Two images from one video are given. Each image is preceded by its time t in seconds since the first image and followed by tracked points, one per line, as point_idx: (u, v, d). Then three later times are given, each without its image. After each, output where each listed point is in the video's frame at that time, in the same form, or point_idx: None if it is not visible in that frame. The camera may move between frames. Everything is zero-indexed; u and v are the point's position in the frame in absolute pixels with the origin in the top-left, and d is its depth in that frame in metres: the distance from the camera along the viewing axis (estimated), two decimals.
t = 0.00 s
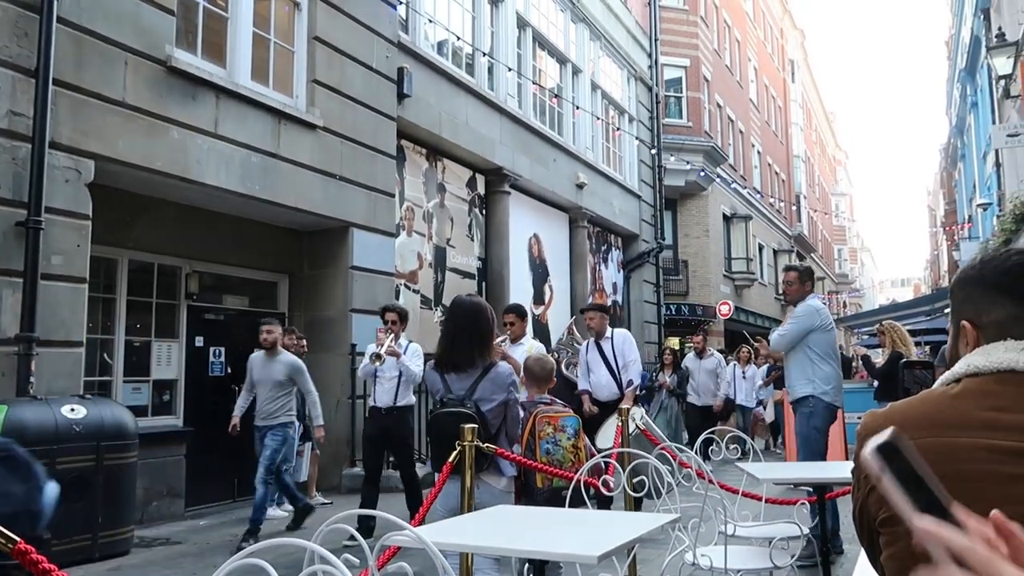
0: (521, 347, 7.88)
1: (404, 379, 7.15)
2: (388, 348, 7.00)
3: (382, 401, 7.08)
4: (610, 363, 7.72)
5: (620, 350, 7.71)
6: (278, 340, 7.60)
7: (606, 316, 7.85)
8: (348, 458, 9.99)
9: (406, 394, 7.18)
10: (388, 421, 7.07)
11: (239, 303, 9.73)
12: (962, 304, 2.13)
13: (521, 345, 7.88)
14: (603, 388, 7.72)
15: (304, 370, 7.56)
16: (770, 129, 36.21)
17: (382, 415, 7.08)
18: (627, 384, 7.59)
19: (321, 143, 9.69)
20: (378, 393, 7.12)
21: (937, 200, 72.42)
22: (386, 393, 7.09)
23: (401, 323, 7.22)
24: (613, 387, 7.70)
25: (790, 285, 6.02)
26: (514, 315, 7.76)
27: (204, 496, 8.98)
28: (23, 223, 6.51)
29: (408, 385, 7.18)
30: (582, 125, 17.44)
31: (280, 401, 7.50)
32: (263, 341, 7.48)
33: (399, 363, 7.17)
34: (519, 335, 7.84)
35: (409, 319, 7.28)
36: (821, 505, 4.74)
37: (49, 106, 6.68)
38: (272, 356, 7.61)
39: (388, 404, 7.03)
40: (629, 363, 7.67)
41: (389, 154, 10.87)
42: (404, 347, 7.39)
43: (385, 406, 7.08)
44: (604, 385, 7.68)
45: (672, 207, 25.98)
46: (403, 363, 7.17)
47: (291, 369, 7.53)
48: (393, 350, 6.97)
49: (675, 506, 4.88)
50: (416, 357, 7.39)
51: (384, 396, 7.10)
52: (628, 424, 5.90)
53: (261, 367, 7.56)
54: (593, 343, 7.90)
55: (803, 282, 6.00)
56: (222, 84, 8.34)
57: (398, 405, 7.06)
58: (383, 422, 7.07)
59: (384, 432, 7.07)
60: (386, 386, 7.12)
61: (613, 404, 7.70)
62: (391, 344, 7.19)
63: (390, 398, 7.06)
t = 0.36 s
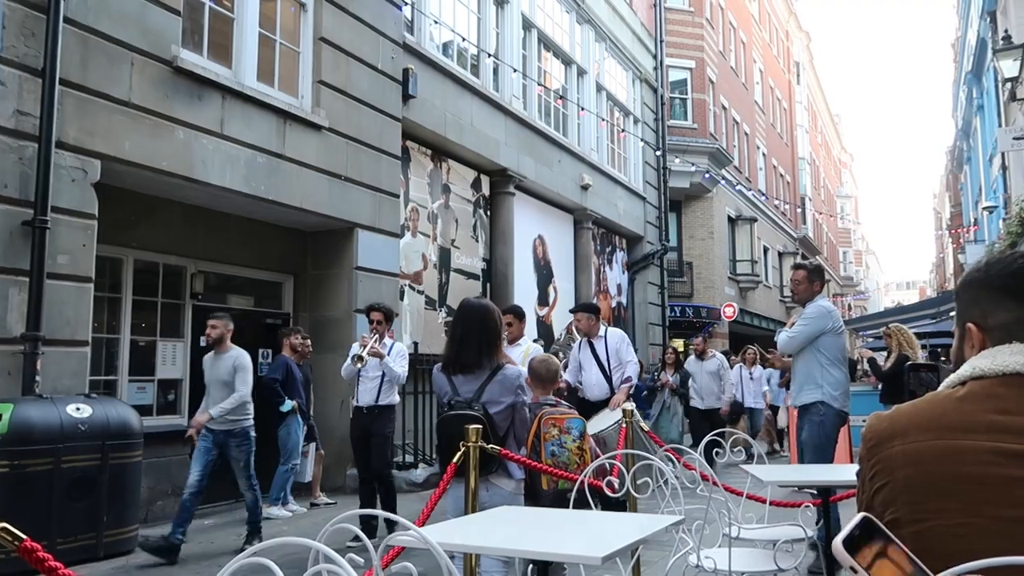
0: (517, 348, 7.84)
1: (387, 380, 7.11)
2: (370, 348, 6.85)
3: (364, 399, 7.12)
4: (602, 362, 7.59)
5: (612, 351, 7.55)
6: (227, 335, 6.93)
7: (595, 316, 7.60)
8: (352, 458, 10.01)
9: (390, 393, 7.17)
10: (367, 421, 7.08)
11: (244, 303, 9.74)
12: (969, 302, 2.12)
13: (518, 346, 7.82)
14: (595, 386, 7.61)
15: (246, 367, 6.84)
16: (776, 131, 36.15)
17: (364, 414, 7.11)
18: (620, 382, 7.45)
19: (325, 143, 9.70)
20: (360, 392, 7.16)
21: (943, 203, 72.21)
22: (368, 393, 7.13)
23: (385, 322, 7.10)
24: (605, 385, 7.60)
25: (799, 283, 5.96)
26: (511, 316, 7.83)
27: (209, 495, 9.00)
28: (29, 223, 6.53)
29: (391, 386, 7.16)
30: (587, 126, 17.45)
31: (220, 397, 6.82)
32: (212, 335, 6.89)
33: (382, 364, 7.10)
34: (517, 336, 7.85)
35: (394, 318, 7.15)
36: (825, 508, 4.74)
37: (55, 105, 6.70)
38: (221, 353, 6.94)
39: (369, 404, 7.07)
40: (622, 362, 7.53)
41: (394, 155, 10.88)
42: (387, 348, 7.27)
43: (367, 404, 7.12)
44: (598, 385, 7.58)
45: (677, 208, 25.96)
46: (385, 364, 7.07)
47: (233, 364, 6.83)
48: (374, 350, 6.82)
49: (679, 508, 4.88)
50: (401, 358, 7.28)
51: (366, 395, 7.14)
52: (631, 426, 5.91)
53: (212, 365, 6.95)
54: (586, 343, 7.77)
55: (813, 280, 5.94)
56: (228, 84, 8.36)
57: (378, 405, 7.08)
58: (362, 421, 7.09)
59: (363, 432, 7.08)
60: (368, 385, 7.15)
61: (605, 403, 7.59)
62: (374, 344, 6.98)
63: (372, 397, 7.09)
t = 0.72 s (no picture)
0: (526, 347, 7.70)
1: (391, 379, 7.02)
2: (372, 348, 6.83)
3: (369, 399, 7.03)
4: (612, 365, 7.37)
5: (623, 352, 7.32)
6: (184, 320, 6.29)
7: (611, 315, 7.34)
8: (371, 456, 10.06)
9: (395, 393, 7.06)
10: (371, 421, 7.03)
11: (265, 302, 9.81)
12: (1000, 305, 2.10)
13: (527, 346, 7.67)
14: (602, 389, 7.43)
15: (212, 356, 6.20)
16: (797, 130, 35.91)
17: (367, 414, 7.04)
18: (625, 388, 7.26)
19: (346, 143, 9.75)
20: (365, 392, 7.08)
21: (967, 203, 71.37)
22: (373, 392, 7.03)
23: (391, 322, 7.05)
24: (611, 388, 7.41)
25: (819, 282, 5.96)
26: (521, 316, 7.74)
27: (230, 492, 9.07)
28: (56, 222, 6.62)
29: (397, 385, 7.05)
30: (607, 126, 17.42)
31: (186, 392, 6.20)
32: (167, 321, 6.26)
33: (386, 364, 7.03)
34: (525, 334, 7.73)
35: (400, 317, 7.09)
36: (849, 511, 4.70)
37: (81, 105, 6.79)
38: (179, 340, 6.30)
39: (373, 404, 6.97)
40: (630, 367, 7.30)
41: (414, 154, 10.92)
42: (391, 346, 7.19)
43: (372, 404, 7.02)
44: (603, 385, 7.42)
45: (697, 208, 25.86)
46: (389, 364, 6.99)
47: (196, 354, 6.19)
48: (375, 351, 6.79)
49: (700, 509, 4.86)
50: (406, 358, 7.18)
51: (371, 395, 7.05)
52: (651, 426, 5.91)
53: (169, 354, 6.30)
54: (599, 344, 7.56)
55: (831, 277, 5.94)
56: (250, 85, 8.43)
57: (382, 405, 6.98)
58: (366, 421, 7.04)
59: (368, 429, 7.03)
60: (373, 385, 7.06)
61: (611, 406, 7.41)
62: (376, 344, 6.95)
63: (376, 397, 6.99)
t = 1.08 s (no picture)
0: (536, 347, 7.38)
1: (394, 379, 6.80)
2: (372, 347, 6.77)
3: (371, 400, 6.89)
4: (624, 363, 7.30)
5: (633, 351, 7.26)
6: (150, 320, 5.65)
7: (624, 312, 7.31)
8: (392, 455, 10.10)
9: (398, 394, 6.85)
10: (373, 423, 6.81)
11: (288, 301, 9.88)
12: None
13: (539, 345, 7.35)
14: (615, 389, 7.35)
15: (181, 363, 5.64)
16: (821, 129, 35.60)
17: (371, 415, 6.85)
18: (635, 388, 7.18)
19: (368, 143, 9.80)
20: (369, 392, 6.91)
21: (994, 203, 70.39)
22: (375, 393, 6.88)
23: (397, 320, 6.92)
24: (623, 388, 7.33)
25: (830, 288, 5.89)
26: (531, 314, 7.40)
27: (253, 489, 9.16)
28: (84, 222, 6.71)
29: (400, 386, 6.81)
30: (628, 125, 17.37)
31: (147, 404, 5.59)
32: (133, 321, 5.60)
33: (388, 363, 6.84)
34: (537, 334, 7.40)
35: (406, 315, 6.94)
36: (875, 513, 4.66)
37: (108, 107, 6.88)
38: (143, 343, 5.65)
39: (374, 405, 6.80)
40: (641, 366, 7.23)
41: (435, 154, 10.95)
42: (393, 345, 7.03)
43: (374, 405, 6.86)
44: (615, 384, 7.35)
45: (719, 208, 25.71)
46: (390, 363, 6.79)
47: (163, 362, 5.58)
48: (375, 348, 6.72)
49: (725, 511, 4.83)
50: (410, 358, 6.92)
51: (374, 395, 6.88)
52: (673, 426, 5.90)
53: (128, 358, 5.64)
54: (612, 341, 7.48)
55: (841, 281, 5.80)
56: (273, 86, 8.50)
57: (384, 407, 6.79)
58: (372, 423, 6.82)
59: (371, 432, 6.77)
60: (375, 385, 6.89)
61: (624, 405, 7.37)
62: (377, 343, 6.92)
63: (378, 398, 6.82)
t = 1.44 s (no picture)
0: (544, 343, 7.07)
1: (403, 371, 6.75)
2: (381, 338, 6.64)
3: (379, 393, 6.74)
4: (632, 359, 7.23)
5: (637, 346, 7.22)
6: (91, 310, 5.09)
7: (630, 306, 7.16)
8: (414, 450, 10.14)
9: (406, 387, 6.77)
10: (381, 417, 6.62)
11: (311, 296, 9.94)
12: None
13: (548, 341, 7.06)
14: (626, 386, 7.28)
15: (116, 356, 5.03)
16: (846, 122, 35.22)
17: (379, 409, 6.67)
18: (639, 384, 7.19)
19: (390, 139, 9.84)
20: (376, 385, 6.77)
21: None
22: (383, 386, 6.75)
23: (404, 312, 6.84)
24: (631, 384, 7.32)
25: (828, 290, 5.83)
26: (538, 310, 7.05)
27: (278, 483, 9.25)
28: (111, 218, 6.79)
29: (408, 379, 6.76)
30: (650, 119, 17.29)
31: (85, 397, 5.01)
32: (70, 311, 5.05)
33: (396, 356, 6.76)
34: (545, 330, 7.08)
35: (413, 308, 6.90)
36: (902, 510, 4.61)
37: (134, 105, 6.96)
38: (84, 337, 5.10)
39: (385, 398, 6.65)
40: (644, 360, 7.20)
41: (456, 149, 10.97)
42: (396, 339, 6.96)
43: (382, 400, 6.71)
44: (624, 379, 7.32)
45: (742, 202, 25.54)
46: (399, 355, 6.73)
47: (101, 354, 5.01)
48: (385, 340, 6.59)
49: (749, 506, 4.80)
50: (418, 351, 6.90)
51: (381, 388, 6.73)
52: (697, 422, 5.88)
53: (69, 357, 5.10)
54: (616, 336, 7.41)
55: (837, 283, 5.77)
56: (296, 82, 8.55)
57: (393, 400, 6.66)
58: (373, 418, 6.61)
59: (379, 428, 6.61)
60: (383, 377, 6.77)
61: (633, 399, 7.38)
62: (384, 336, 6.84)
63: (387, 390, 6.69)
